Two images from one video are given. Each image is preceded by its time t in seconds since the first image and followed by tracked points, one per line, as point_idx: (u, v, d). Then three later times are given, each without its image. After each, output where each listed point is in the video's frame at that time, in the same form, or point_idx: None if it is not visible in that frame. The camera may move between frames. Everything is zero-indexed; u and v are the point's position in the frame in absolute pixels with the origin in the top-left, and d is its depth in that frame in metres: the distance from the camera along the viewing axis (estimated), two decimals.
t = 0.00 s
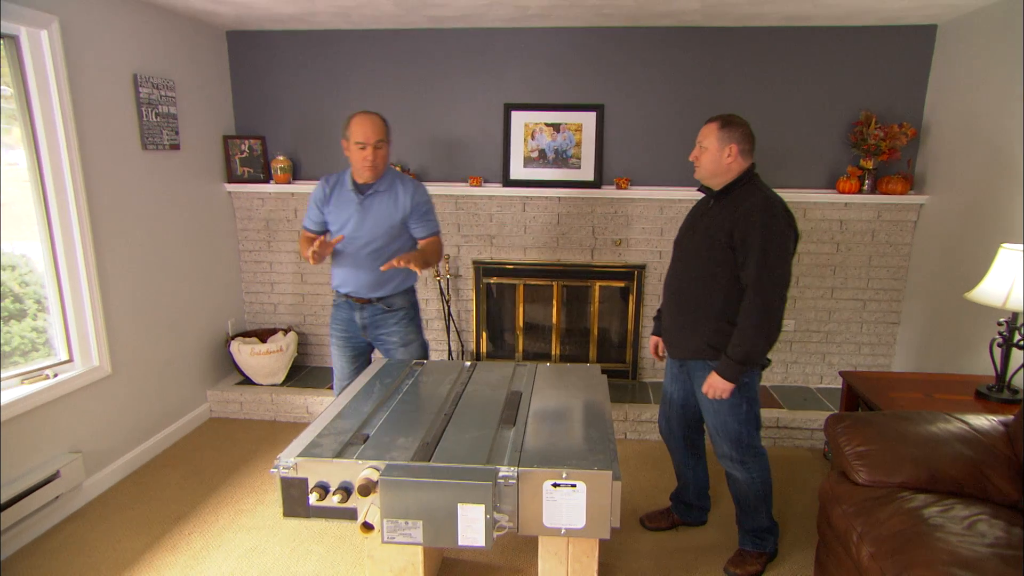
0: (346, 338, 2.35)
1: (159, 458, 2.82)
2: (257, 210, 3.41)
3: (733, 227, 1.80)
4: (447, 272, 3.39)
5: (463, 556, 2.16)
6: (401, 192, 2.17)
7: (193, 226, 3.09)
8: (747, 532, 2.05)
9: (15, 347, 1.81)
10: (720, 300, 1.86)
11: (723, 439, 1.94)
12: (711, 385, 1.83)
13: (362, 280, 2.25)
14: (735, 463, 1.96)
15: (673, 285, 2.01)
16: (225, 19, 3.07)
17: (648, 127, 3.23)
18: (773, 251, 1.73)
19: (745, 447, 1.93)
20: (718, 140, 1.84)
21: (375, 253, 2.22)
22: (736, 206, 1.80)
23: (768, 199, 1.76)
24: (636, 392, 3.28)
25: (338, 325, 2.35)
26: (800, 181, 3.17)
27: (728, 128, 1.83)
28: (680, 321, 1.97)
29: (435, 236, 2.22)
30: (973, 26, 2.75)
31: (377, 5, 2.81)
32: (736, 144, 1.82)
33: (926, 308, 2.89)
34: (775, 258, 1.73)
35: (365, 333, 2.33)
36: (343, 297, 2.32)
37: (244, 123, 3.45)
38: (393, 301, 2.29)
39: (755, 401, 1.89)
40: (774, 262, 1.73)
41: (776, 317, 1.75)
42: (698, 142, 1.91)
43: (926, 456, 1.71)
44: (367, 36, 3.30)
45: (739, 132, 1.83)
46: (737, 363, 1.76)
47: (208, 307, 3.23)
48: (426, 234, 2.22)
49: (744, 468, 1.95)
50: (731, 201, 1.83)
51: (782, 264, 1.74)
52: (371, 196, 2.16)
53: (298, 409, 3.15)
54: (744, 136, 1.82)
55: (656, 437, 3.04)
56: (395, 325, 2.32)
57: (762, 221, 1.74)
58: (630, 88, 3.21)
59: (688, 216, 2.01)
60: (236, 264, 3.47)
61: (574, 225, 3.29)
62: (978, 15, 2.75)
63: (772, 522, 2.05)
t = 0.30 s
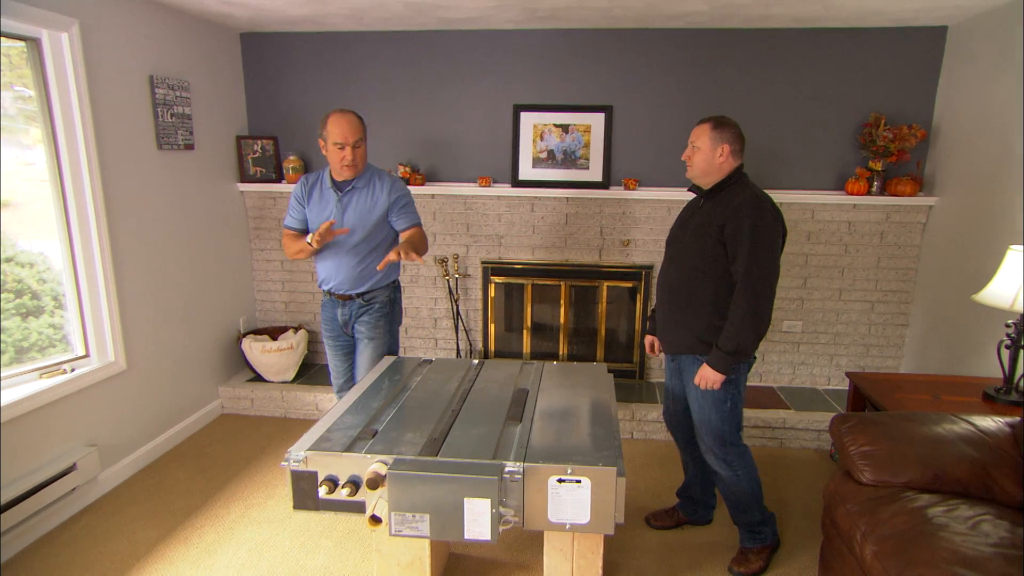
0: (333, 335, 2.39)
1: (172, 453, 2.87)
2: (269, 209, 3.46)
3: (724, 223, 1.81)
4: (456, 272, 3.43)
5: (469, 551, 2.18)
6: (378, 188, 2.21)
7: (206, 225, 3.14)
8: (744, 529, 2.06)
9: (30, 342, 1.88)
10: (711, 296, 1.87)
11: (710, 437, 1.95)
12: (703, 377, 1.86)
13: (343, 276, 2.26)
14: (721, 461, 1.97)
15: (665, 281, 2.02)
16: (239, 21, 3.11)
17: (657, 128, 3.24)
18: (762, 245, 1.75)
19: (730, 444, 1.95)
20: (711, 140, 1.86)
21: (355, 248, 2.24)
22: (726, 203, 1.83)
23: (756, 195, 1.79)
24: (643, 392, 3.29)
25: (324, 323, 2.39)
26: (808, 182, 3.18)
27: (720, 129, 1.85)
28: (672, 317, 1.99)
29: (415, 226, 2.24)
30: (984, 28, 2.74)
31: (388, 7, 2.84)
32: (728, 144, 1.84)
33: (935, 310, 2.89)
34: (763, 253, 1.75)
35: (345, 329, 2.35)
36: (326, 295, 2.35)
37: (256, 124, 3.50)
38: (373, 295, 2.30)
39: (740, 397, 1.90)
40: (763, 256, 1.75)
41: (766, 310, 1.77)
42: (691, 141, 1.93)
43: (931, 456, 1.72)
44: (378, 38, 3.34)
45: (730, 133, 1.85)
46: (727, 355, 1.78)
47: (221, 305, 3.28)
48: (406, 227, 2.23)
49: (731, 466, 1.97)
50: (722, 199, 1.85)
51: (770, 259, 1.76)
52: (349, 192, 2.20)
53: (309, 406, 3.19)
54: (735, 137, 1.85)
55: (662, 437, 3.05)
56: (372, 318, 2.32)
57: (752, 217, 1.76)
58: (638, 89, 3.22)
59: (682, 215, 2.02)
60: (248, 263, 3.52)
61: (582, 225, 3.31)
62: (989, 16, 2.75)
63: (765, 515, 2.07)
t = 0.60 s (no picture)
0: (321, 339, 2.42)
1: (178, 448, 2.89)
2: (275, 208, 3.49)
3: (724, 221, 1.82)
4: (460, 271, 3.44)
5: (473, 547, 2.20)
6: (365, 193, 2.19)
7: (213, 223, 3.17)
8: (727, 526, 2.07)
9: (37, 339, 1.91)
10: (715, 294, 1.88)
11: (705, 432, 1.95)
12: (711, 370, 1.86)
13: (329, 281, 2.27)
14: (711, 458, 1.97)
15: (669, 282, 2.03)
16: (246, 20, 3.14)
17: (661, 127, 3.25)
18: (765, 241, 1.76)
19: (722, 437, 1.95)
20: (704, 142, 1.86)
21: (341, 251, 2.24)
22: (724, 202, 1.83)
23: (753, 192, 1.81)
24: (646, 391, 3.30)
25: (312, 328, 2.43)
26: (812, 182, 3.18)
27: (711, 131, 1.87)
28: (676, 315, 2.00)
29: (402, 229, 2.20)
30: (988, 28, 2.74)
31: (393, 7, 2.86)
32: (721, 146, 1.85)
33: (939, 310, 2.88)
34: (766, 249, 1.76)
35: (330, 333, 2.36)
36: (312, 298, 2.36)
37: (263, 123, 3.52)
38: (358, 300, 2.30)
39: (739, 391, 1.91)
40: (767, 251, 1.76)
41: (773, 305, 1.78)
42: (682, 142, 1.92)
43: (932, 455, 1.73)
44: (383, 38, 3.36)
45: (721, 136, 1.87)
46: (738, 350, 1.78)
47: (227, 303, 3.31)
48: (393, 230, 2.20)
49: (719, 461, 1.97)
50: (719, 198, 1.86)
51: (773, 255, 1.77)
52: (336, 194, 2.19)
53: (314, 403, 3.21)
54: (726, 140, 1.87)
55: (665, 436, 3.06)
56: (354, 323, 2.32)
57: (751, 214, 1.77)
58: (643, 89, 3.23)
59: (676, 214, 2.04)
60: (254, 261, 3.55)
61: (586, 224, 3.32)
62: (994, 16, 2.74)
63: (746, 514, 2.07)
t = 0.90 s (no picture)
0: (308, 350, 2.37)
1: (187, 445, 2.92)
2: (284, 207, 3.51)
3: (743, 225, 1.83)
4: (467, 270, 3.46)
5: (479, 544, 2.21)
6: (362, 195, 2.20)
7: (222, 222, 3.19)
8: (736, 553, 1.99)
9: (47, 336, 1.98)
10: (731, 298, 1.88)
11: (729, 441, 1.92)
12: (738, 380, 1.84)
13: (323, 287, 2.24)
14: (737, 468, 1.93)
15: (678, 287, 2.03)
16: (256, 20, 3.16)
17: (668, 128, 3.26)
18: (787, 245, 1.76)
19: (749, 447, 1.92)
20: (717, 143, 1.87)
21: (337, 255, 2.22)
22: (740, 206, 1.83)
23: (770, 196, 1.81)
24: (652, 391, 3.31)
25: (298, 337, 2.36)
26: (820, 183, 3.18)
27: (725, 132, 1.87)
28: (687, 320, 1.99)
29: (403, 236, 2.25)
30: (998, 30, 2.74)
31: (402, 7, 2.87)
32: (735, 148, 1.86)
33: (946, 312, 2.88)
34: (787, 252, 1.76)
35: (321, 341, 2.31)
36: (302, 304, 2.33)
37: (272, 122, 3.54)
38: (355, 307, 2.29)
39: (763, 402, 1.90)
40: (788, 255, 1.76)
41: (795, 308, 1.78)
42: (694, 143, 1.93)
43: (939, 456, 1.73)
44: (392, 38, 3.38)
45: (734, 138, 1.88)
46: (761, 356, 1.77)
47: (235, 300, 3.33)
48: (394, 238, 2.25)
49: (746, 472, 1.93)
50: (733, 201, 1.85)
51: (793, 258, 1.77)
52: (333, 195, 2.18)
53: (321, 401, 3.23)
54: (738, 142, 1.88)
55: (671, 436, 3.07)
56: (350, 332, 2.31)
57: (771, 218, 1.77)
58: (650, 90, 3.24)
59: (680, 217, 2.05)
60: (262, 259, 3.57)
61: (592, 224, 3.33)
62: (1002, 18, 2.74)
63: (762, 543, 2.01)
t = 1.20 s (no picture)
0: (296, 356, 2.29)
1: (193, 445, 2.93)
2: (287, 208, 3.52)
3: (769, 232, 1.78)
4: (470, 270, 3.47)
5: (487, 541, 2.23)
6: (360, 194, 2.24)
7: (226, 223, 3.20)
8: (746, 559, 1.98)
9: (52, 337, 2.01)
10: (751, 305, 1.86)
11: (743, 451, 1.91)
12: (754, 392, 1.82)
13: (323, 291, 2.21)
14: (752, 479, 1.91)
15: (694, 292, 1.99)
16: (259, 22, 3.17)
17: (670, 127, 3.28)
18: (814, 254, 1.73)
19: (765, 458, 1.91)
20: (741, 140, 1.81)
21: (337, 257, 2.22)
22: (768, 211, 1.79)
23: (800, 203, 1.77)
24: (655, 388, 3.33)
25: (286, 341, 2.27)
26: (821, 181, 3.20)
27: (750, 130, 1.82)
28: (704, 327, 1.96)
29: (403, 235, 2.36)
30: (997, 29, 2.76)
31: (405, 8, 2.89)
32: (759, 146, 1.81)
33: (947, 309, 2.90)
34: (814, 260, 1.73)
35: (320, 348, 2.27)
36: (296, 312, 2.25)
37: (274, 123, 3.55)
38: (355, 311, 2.29)
39: (780, 414, 1.88)
40: (814, 265, 1.73)
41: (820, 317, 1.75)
42: (716, 139, 1.86)
43: (943, 450, 1.75)
44: (394, 39, 3.39)
45: (759, 136, 1.83)
46: (782, 367, 1.74)
47: (240, 301, 3.35)
48: (390, 236, 2.35)
49: (761, 483, 1.91)
50: (760, 206, 1.81)
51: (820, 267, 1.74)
52: (332, 195, 2.19)
53: (326, 400, 3.25)
54: (763, 140, 1.82)
55: (674, 433, 3.09)
56: (351, 338, 2.30)
57: (799, 225, 1.74)
58: (651, 90, 3.26)
59: (696, 219, 2.01)
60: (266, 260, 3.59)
61: (594, 223, 3.35)
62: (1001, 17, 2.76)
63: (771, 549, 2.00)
